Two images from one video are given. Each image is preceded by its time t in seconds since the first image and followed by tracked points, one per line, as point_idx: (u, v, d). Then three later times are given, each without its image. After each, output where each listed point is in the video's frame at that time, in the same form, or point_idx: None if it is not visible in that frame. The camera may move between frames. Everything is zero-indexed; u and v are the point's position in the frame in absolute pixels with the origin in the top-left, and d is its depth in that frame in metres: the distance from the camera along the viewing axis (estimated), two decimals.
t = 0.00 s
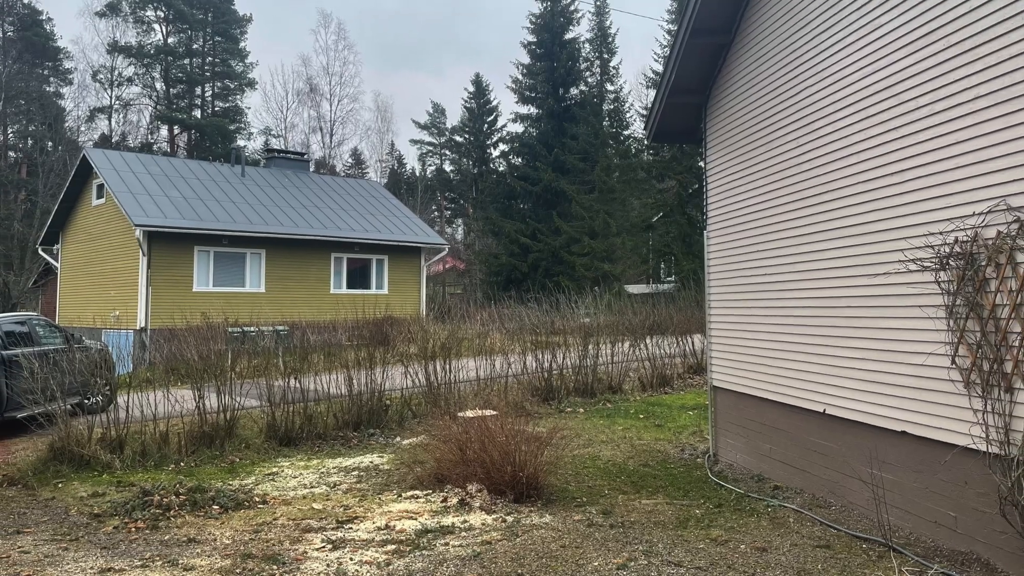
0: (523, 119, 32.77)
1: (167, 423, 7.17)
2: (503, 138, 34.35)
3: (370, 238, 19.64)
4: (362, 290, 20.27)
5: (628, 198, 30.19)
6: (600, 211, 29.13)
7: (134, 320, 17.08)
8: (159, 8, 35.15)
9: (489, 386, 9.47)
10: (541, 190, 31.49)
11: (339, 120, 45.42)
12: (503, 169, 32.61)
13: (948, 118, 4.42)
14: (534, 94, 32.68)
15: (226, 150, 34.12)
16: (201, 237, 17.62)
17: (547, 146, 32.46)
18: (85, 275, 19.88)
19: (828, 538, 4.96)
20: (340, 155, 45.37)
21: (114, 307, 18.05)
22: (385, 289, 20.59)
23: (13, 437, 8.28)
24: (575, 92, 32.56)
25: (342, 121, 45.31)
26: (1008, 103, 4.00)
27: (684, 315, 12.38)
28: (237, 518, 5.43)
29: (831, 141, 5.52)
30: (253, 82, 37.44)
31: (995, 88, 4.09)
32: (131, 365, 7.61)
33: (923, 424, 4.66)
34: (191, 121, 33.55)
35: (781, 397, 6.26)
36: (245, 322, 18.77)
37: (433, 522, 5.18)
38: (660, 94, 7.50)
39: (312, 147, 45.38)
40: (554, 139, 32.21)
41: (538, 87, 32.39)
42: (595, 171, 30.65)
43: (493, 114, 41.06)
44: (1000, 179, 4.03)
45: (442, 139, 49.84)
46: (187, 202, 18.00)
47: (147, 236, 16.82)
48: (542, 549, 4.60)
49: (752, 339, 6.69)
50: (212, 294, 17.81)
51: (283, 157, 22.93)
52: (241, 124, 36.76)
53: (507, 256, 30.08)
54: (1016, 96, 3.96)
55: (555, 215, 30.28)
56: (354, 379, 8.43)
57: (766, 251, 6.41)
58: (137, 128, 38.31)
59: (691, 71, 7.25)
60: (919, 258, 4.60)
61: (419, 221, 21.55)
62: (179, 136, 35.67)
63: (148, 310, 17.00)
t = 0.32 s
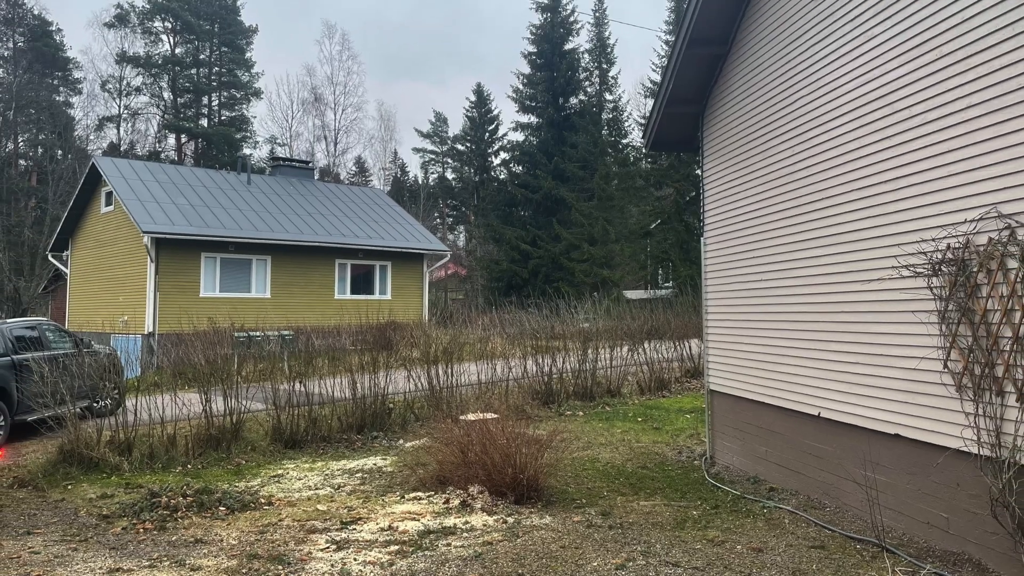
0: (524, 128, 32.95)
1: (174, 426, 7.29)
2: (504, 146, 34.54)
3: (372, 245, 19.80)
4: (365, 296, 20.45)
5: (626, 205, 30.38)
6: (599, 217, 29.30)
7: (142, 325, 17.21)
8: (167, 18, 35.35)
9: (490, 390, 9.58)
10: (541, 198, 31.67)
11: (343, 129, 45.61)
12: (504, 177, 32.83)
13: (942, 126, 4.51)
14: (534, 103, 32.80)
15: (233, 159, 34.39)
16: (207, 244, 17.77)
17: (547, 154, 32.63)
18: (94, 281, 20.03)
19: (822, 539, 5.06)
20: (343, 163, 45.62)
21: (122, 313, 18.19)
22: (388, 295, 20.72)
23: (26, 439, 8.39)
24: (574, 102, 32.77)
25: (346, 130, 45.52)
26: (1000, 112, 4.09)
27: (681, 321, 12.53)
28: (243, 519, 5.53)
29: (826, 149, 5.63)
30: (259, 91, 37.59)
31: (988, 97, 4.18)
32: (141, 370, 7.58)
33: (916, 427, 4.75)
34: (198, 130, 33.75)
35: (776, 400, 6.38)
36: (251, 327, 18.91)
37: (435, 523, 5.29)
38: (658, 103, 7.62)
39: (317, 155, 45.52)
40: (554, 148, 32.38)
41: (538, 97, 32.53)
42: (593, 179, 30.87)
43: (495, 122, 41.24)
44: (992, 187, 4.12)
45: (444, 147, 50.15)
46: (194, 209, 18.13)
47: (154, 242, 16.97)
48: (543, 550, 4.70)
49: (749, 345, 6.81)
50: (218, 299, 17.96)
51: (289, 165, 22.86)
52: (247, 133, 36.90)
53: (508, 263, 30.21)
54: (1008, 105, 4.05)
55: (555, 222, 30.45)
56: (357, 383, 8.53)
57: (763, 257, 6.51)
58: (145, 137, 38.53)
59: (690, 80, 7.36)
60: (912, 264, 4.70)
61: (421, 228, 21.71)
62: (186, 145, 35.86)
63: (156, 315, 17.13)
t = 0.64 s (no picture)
0: (524, 136, 33.12)
1: (182, 429, 7.40)
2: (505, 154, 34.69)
3: (376, 251, 19.95)
4: (369, 301, 20.55)
5: (625, 212, 30.56)
6: (597, 225, 29.56)
7: (150, 330, 17.33)
8: (174, 29, 35.49)
9: (491, 393, 9.70)
10: (541, 205, 31.83)
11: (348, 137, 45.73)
12: (506, 184, 33.01)
13: (934, 134, 4.61)
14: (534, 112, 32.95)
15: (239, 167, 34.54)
16: (213, 250, 17.90)
17: (547, 162, 32.77)
18: (102, 286, 20.16)
19: (817, 540, 5.16)
20: (348, 170, 45.73)
21: (130, 318, 18.32)
22: (391, 300, 20.85)
23: (36, 442, 8.51)
24: (574, 111, 32.92)
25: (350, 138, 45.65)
26: (992, 120, 4.18)
27: (679, 326, 12.66)
28: (249, 519, 5.65)
29: (822, 157, 5.73)
30: (264, 101, 37.62)
31: (979, 106, 4.27)
32: (147, 374, 7.78)
33: (908, 429, 4.86)
34: (205, 138, 33.93)
35: (772, 403, 6.49)
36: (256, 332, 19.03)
37: (437, 523, 5.40)
38: (656, 113, 7.77)
39: (321, 163, 45.69)
40: (554, 155, 32.53)
41: (538, 106, 32.64)
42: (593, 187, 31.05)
43: (496, 131, 41.64)
44: (984, 194, 4.20)
45: (446, 156, 50.30)
46: (200, 216, 18.25)
47: (162, 248, 17.10)
48: (544, 550, 4.81)
49: (746, 350, 6.92)
50: (224, 305, 18.07)
51: (294, 173, 23.15)
52: (253, 141, 37.03)
53: (509, 268, 30.29)
54: (999, 114, 4.14)
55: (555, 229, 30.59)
56: (361, 387, 8.65)
57: (760, 264, 6.61)
58: (153, 146, 38.66)
59: (687, 90, 7.52)
60: (905, 270, 4.80)
61: (423, 235, 21.85)
62: (193, 153, 36.03)
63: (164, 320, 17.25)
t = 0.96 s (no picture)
0: (525, 145, 33.26)
1: (189, 431, 7.51)
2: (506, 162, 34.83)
3: (379, 257, 20.10)
4: (373, 306, 20.69)
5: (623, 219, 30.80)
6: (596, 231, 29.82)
7: (157, 334, 17.44)
8: (181, 39, 35.73)
9: (493, 397, 9.82)
10: (541, 212, 31.98)
11: (352, 146, 45.80)
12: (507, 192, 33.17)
13: (929, 142, 4.70)
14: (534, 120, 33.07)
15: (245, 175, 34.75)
16: (219, 256, 18.02)
17: (547, 169, 32.92)
18: (110, 292, 20.31)
19: (812, 541, 5.26)
20: (352, 178, 45.75)
21: (137, 323, 18.46)
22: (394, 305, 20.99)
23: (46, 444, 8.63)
24: (573, 119, 33.04)
25: (354, 147, 45.76)
26: (985, 129, 4.27)
27: (676, 330, 12.80)
28: (254, 521, 5.75)
29: (818, 164, 5.83)
30: (270, 109, 37.82)
31: (972, 114, 4.36)
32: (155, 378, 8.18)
33: (901, 433, 4.96)
34: (211, 147, 34.16)
35: (768, 406, 6.60)
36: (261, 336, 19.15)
37: (439, 524, 5.50)
38: (654, 121, 7.90)
39: (325, 171, 45.81)
40: (554, 163, 32.64)
41: (539, 114, 32.74)
42: (591, 195, 31.25)
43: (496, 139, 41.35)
44: (976, 201, 4.29)
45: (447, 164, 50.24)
46: (207, 222, 18.38)
47: (170, 255, 17.24)
48: (544, 551, 4.91)
49: (743, 355, 7.03)
50: (230, 310, 18.20)
51: (298, 180, 23.07)
52: (259, 149, 37.24)
53: (510, 274, 30.44)
54: (992, 122, 4.23)
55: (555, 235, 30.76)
56: (365, 390, 8.76)
57: (758, 269, 6.71)
58: (161, 154, 38.83)
59: (684, 98, 7.64)
60: (898, 276, 4.90)
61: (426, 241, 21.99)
62: (199, 161, 36.27)
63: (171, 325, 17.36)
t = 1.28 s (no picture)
0: (526, 152, 33.42)
1: (196, 434, 7.61)
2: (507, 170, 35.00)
3: (382, 263, 20.23)
4: (376, 311, 20.81)
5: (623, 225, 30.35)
6: (596, 238, 30.00)
7: (164, 339, 17.56)
8: (187, 49, 35.78)
9: (493, 400, 9.98)
10: (542, 219, 32.11)
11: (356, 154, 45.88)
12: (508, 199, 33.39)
13: (922, 150, 4.79)
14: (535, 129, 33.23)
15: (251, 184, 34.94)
16: (225, 262, 18.15)
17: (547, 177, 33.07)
18: (118, 298, 20.46)
19: (808, 541, 5.36)
20: (355, 185, 45.92)
21: (144, 328, 18.59)
22: (397, 310, 21.12)
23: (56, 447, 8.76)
24: (573, 128, 33.22)
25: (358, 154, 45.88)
26: (976, 137, 4.35)
27: (674, 334, 12.92)
28: (260, 521, 5.85)
29: (814, 171, 5.93)
30: (275, 118, 38.04)
31: (964, 123, 4.45)
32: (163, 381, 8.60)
33: (895, 435, 5.04)
34: (217, 154, 34.39)
35: (765, 409, 6.71)
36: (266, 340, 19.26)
37: (442, 525, 5.61)
38: (652, 130, 8.04)
39: (329, 179, 45.94)
40: (554, 171, 32.79)
41: (539, 123, 32.90)
42: (591, 201, 31.39)
43: (497, 148, 41.91)
44: (968, 209, 4.38)
45: (450, 171, 50.58)
46: (213, 229, 18.53)
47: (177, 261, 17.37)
48: (544, 551, 5.03)
49: (741, 360, 7.14)
50: (236, 315, 18.31)
51: (303, 187, 23.31)
52: (264, 157, 37.45)
53: (511, 280, 30.59)
54: (983, 130, 4.31)
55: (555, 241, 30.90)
56: (368, 394, 8.88)
57: (756, 275, 6.80)
58: (168, 162, 39.03)
59: (681, 108, 7.78)
60: (892, 281, 5.00)
61: (428, 246, 22.13)
62: (206, 169, 36.52)
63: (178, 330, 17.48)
